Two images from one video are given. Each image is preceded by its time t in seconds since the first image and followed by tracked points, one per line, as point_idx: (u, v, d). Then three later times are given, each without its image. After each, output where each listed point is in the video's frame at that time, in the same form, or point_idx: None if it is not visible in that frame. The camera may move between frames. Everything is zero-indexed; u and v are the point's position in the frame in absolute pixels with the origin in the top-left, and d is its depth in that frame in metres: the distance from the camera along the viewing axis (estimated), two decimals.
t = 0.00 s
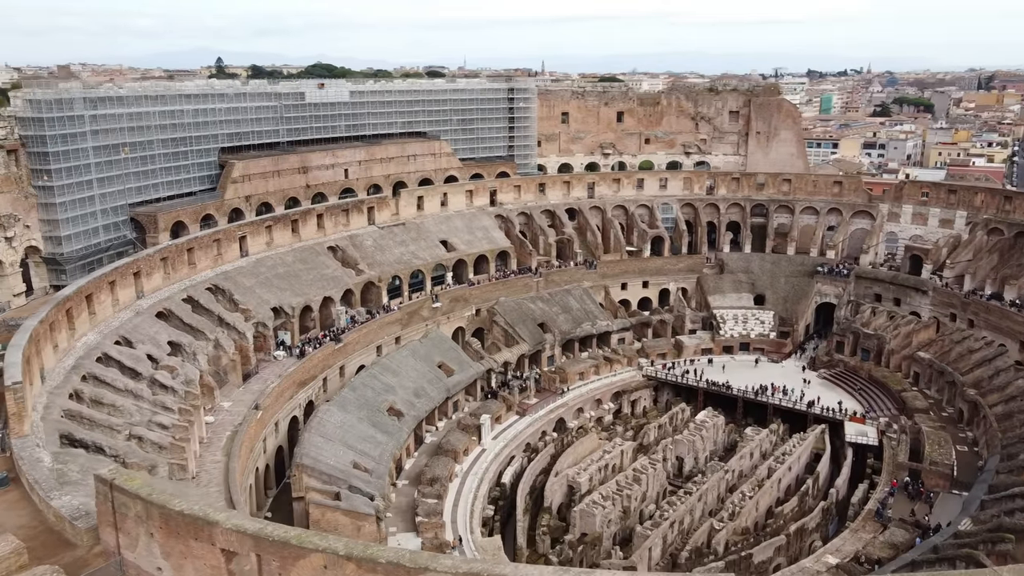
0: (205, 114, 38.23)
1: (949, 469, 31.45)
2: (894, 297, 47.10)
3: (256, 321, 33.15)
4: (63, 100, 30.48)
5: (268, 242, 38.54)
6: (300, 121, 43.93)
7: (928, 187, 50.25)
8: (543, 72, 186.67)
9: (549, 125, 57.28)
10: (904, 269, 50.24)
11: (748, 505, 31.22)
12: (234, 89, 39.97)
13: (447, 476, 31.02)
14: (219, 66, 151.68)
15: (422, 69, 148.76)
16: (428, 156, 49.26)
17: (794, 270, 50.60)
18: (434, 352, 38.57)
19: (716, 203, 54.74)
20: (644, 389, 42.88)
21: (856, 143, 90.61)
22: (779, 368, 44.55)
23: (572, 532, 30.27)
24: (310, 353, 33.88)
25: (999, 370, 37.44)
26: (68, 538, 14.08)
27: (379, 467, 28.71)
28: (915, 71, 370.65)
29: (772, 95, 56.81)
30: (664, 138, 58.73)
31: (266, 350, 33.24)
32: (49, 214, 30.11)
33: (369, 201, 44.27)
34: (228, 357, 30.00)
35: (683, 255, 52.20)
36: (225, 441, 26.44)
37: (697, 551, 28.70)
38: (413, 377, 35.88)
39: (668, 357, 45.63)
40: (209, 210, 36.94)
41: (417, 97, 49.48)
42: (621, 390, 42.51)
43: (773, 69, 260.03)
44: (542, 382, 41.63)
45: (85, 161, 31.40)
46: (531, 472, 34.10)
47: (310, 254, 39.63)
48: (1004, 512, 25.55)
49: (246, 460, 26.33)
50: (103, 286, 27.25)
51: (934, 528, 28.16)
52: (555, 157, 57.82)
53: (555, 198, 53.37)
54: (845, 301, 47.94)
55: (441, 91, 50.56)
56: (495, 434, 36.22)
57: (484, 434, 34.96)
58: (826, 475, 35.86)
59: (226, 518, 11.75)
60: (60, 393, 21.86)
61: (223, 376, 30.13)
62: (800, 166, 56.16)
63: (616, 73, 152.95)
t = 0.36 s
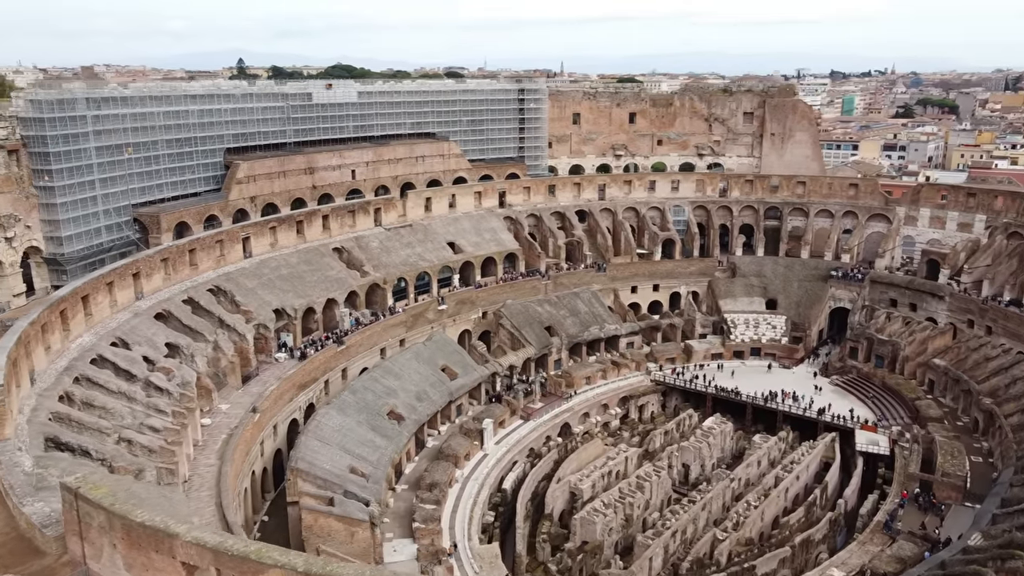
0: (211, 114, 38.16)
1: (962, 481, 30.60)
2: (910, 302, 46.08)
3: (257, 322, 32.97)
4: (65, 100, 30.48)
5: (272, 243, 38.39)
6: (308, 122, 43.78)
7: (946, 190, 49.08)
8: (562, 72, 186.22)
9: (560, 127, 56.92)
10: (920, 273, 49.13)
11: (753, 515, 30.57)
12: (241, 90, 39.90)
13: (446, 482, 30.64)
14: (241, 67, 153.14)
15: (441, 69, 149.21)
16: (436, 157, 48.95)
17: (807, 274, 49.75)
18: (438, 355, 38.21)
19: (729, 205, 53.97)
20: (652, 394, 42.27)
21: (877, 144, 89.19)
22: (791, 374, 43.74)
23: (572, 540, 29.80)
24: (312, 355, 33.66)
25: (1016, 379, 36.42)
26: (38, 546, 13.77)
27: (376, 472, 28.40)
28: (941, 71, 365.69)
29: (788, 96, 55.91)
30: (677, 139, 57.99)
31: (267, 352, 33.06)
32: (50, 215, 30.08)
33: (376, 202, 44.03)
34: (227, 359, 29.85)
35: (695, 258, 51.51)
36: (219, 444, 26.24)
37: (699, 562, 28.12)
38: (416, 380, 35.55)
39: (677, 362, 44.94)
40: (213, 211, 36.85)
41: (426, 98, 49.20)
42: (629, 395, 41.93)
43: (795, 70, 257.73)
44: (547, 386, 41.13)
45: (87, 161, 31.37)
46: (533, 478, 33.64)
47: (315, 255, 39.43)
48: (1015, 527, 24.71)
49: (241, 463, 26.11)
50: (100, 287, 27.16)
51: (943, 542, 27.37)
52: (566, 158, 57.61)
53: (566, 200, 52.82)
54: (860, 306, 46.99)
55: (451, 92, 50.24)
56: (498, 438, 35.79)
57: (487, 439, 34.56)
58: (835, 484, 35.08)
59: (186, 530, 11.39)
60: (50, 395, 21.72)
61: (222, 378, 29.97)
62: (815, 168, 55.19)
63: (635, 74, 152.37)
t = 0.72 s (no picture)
0: (227, 115, 38.30)
1: (985, 496, 29.60)
2: (937, 310, 44.85)
3: (267, 323, 32.94)
4: (80, 100, 30.71)
5: (287, 244, 38.39)
6: (325, 123, 43.76)
7: (977, 194, 47.68)
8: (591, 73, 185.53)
9: (580, 128, 56.37)
10: (949, 280, 47.76)
11: (766, 527, 29.82)
12: (258, 90, 40.02)
13: (454, 487, 30.31)
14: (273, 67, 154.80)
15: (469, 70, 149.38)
16: (454, 158, 48.70)
17: (831, 279, 48.68)
18: (450, 357, 37.89)
19: (751, 208, 53.06)
20: (668, 400, 41.58)
21: (908, 147, 87.29)
22: (812, 382, 42.78)
23: (580, 549, 29.33)
24: (322, 357, 33.56)
25: None
26: (18, 550, 13.61)
27: (382, 476, 28.16)
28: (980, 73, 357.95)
29: (813, 98, 54.84)
30: (699, 141, 57.17)
31: (278, 353, 33.02)
32: (64, 214, 30.28)
33: (392, 204, 43.89)
34: (236, 360, 29.84)
35: (716, 262, 50.70)
36: (224, 446, 26.18)
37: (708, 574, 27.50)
38: (426, 383, 35.28)
39: (695, 368, 44.19)
40: (228, 211, 36.94)
41: (444, 99, 49.00)
42: (644, 401, 41.30)
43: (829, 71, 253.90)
44: (562, 391, 40.63)
45: (101, 161, 31.57)
46: (543, 484, 33.19)
47: (329, 256, 39.37)
48: None
49: (245, 465, 26.02)
50: (108, 287, 27.26)
51: (963, 559, 26.47)
52: (587, 159, 56.79)
53: (585, 202, 52.24)
54: (885, 313, 45.84)
55: (470, 93, 49.99)
56: (509, 443, 35.39)
57: (497, 443, 34.18)
58: (854, 497, 34.17)
59: (154, 542, 11.13)
60: (51, 394, 21.73)
61: (231, 379, 29.98)
62: (841, 171, 54.05)
63: (664, 76, 151.19)
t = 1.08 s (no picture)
0: (254, 115, 38.61)
1: (1021, 515, 28.46)
2: (977, 319, 43.38)
3: (289, 324, 33.06)
4: (108, 102, 31.15)
5: (311, 244, 38.54)
6: (353, 124, 43.88)
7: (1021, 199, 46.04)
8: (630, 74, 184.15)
9: (610, 130, 55.80)
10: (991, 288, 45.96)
11: (789, 541, 29.04)
12: (286, 92, 40.31)
13: (471, 491, 30.06)
14: (313, 69, 156.64)
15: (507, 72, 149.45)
16: (482, 160, 48.48)
17: (866, 286, 47.48)
18: (472, 360, 37.63)
19: (785, 212, 51.97)
20: (694, 407, 40.85)
21: (953, 150, 84.75)
22: (843, 391, 41.69)
23: (597, 557, 28.86)
24: (343, 358, 33.62)
25: None
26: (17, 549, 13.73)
27: (397, 479, 28.02)
28: None
29: (850, 99, 53.54)
30: (732, 143, 56.21)
31: (300, 354, 33.08)
32: (91, 214, 30.69)
33: (418, 205, 43.85)
34: (256, 360, 29.98)
35: (747, 266, 49.77)
36: (240, 446, 26.26)
37: None
38: (447, 386, 35.09)
39: (723, 374, 43.37)
40: (254, 211, 37.22)
41: (473, 100, 48.87)
42: (670, 407, 40.64)
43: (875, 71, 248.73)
44: (586, 396, 40.13)
45: (129, 162, 31.98)
46: (563, 489, 32.78)
47: (354, 257, 39.45)
48: None
49: (261, 466, 26.09)
50: (130, 286, 27.57)
51: None
52: (616, 161, 56.31)
53: (614, 204, 51.64)
54: (921, 321, 44.46)
55: (498, 94, 49.78)
56: (530, 448, 35.03)
57: (517, 448, 33.84)
58: (884, 511, 33.15)
59: (136, 547, 10.96)
60: (67, 392, 21.92)
61: (251, 379, 30.13)
62: (879, 175, 52.68)
63: (704, 77, 149.30)
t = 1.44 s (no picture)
0: (291, 116, 38.98)
1: None
2: None
3: (319, 323, 33.29)
4: (146, 103, 31.72)
5: (344, 244, 38.77)
6: (389, 125, 44.01)
7: None
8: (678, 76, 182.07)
9: (650, 131, 55.01)
10: None
11: (821, 556, 28.16)
12: (323, 93, 40.63)
13: (495, 495, 29.83)
14: (361, 70, 158.50)
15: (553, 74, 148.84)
16: (518, 162, 48.19)
17: (912, 294, 45.98)
18: (502, 363, 37.37)
19: (829, 217, 50.60)
20: (729, 415, 39.98)
21: (1013, 154, 81.59)
22: (885, 402, 40.35)
23: (621, 567, 28.37)
24: (372, 359, 33.70)
25: None
26: (24, 545, 13.88)
27: (420, 482, 27.92)
28: None
29: (900, 101, 51.91)
30: (775, 146, 54.99)
31: (329, 354, 33.41)
32: (127, 213, 31.21)
33: (452, 206, 43.78)
34: (285, 359, 30.20)
35: (788, 272, 48.61)
36: (264, 445, 26.44)
37: None
38: (475, 389, 34.90)
39: (760, 383, 42.40)
40: (288, 211, 37.58)
41: (510, 101, 48.67)
42: (703, 414, 39.86)
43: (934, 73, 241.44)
44: (617, 402, 39.56)
45: (165, 162, 32.52)
46: (590, 496, 32.34)
47: (386, 258, 39.54)
48: None
49: (284, 465, 26.24)
50: (161, 284, 28.02)
51: None
52: (656, 164, 55.46)
53: (652, 208, 50.92)
54: (970, 331, 42.48)
55: (535, 95, 49.51)
56: (557, 453, 34.65)
57: (544, 452, 33.50)
58: (924, 528, 31.96)
59: (127, 549, 10.89)
60: (94, 388, 22.28)
61: (279, 378, 30.38)
62: (929, 179, 50.98)
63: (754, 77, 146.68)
